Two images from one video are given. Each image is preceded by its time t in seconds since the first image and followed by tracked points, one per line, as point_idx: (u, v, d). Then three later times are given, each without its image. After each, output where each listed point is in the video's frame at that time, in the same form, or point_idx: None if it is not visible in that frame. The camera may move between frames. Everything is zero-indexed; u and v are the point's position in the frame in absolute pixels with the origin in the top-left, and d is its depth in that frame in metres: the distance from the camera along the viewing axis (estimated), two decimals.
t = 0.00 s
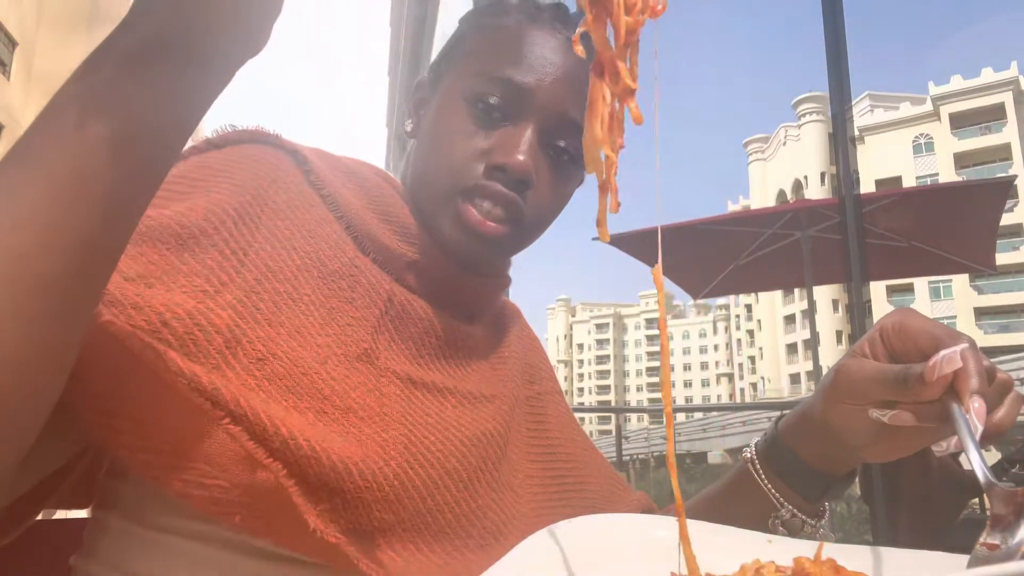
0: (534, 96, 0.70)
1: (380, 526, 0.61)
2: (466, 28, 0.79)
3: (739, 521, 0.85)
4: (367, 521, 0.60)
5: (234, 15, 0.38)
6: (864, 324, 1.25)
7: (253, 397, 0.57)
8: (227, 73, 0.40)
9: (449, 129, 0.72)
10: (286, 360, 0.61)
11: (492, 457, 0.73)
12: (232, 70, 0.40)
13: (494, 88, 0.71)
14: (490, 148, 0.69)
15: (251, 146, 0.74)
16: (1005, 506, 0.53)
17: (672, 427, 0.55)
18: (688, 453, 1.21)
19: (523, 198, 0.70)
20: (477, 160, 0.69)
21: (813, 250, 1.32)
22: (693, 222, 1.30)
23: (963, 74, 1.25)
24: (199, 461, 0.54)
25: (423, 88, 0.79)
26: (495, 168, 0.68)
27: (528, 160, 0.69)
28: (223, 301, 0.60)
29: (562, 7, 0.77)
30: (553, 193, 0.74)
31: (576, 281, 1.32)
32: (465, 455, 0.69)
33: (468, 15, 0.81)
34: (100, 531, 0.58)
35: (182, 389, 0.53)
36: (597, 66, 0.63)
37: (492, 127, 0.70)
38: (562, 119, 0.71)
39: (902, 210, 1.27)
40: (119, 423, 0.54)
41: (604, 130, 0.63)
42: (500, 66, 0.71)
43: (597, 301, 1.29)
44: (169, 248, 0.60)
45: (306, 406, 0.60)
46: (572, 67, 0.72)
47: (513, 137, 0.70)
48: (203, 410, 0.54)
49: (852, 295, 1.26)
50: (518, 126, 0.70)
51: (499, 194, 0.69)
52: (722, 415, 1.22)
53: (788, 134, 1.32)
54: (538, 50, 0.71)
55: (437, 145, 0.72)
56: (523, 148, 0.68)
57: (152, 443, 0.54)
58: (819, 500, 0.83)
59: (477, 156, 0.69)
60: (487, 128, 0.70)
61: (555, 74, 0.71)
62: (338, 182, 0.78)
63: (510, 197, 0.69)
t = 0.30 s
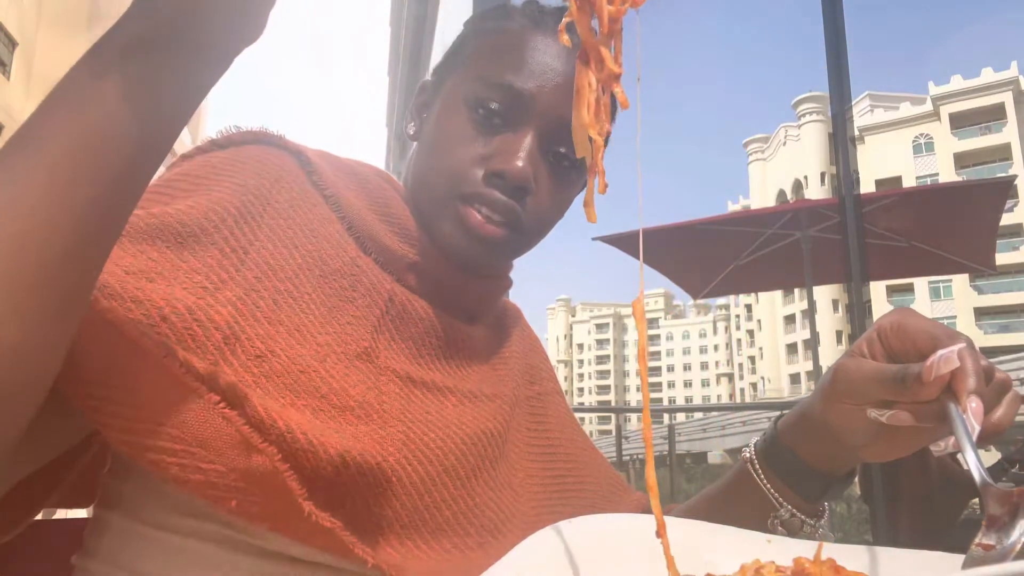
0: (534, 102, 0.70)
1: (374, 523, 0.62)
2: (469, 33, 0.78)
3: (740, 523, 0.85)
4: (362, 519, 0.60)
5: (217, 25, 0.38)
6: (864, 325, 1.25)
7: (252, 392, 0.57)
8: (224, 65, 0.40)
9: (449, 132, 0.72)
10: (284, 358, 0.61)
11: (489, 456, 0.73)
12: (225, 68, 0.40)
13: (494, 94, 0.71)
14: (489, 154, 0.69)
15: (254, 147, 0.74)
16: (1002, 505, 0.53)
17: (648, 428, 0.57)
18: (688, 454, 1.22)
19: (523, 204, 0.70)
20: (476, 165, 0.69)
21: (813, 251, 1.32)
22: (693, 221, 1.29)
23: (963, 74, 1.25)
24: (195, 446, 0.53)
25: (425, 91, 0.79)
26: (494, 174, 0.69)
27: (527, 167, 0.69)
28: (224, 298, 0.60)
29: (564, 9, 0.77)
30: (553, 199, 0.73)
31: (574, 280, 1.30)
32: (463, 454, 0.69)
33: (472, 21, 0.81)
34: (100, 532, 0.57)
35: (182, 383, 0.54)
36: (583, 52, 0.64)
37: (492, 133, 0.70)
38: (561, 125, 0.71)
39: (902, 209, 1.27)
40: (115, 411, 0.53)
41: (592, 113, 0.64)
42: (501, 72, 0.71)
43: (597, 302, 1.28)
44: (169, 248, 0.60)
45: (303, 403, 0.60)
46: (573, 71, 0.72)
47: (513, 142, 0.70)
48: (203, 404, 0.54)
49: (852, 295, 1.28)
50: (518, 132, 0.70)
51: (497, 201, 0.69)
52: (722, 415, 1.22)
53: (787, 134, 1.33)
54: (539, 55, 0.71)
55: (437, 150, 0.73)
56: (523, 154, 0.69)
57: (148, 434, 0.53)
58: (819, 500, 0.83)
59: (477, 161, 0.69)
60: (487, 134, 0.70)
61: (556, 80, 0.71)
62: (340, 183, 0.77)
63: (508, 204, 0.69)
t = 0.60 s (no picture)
0: (537, 104, 0.70)
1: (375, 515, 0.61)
2: (470, 33, 0.78)
3: (740, 523, 0.85)
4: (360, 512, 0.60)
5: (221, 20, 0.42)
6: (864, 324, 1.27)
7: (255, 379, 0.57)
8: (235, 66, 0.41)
9: (452, 133, 0.72)
10: (285, 349, 0.61)
11: (487, 450, 0.73)
12: (221, 63, 0.44)
13: (497, 96, 0.71)
14: (493, 155, 0.69)
15: (261, 144, 0.74)
16: (999, 500, 0.54)
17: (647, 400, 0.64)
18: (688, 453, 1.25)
19: (525, 207, 0.71)
20: (479, 167, 0.69)
21: (813, 249, 1.35)
22: (693, 220, 1.30)
23: (962, 74, 1.27)
24: (204, 417, 0.54)
25: (428, 91, 0.78)
26: (496, 176, 0.69)
27: (529, 168, 0.70)
28: (230, 286, 0.60)
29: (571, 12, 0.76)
30: (557, 201, 0.74)
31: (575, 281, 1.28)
32: (462, 447, 0.70)
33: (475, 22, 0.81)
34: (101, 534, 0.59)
35: (189, 365, 0.54)
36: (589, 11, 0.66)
37: (496, 134, 0.71)
38: (565, 128, 0.71)
39: (902, 209, 1.28)
40: (122, 391, 0.53)
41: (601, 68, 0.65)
42: (503, 74, 0.72)
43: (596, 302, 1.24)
44: (176, 235, 0.60)
45: (305, 394, 0.60)
46: (578, 74, 0.72)
47: (516, 144, 0.70)
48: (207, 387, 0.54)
49: (851, 295, 1.30)
50: (521, 134, 0.70)
51: (500, 203, 0.69)
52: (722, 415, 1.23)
53: (788, 134, 1.34)
54: (544, 58, 0.71)
55: (439, 151, 0.72)
56: (525, 157, 0.69)
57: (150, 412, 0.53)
58: (818, 499, 0.83)
59: (480, 163, 0.69)
60: (491, 135, 0.70)
61: (560, 83, 0.71)
62: (344, 182, 0.77)
63: (512, 206, 0.69)
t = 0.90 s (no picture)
0: (542, 102, 0.72)
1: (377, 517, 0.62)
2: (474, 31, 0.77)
3: (740, 523, 0.84)
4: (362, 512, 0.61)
5: (233, 20, 0.49)
6: (864, 324, 1.27)
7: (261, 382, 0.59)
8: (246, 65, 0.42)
9: (456, 130, 0.71)
10: (289, 353, 0.62)
11: (491, 449, 0.74)
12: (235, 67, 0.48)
13: (507, 92, 0.72)
14: (500, 152, 0.70)
15: (265, 144, 0.74)
16: (1002, 495, 0.54)
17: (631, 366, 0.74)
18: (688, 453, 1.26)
19: (532, 203, 0.73)
20: (485, 164, 0.70)
21: (813, 249, 1.32)
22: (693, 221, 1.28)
23: (962, 74, 1.24)
24: (212, 423, 0.55)
25: (432, 88, 0.76)
26: (503, 173, 0.70)
27: (536, 165, 0.72)
28: (236, 289, 0.62)
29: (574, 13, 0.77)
30: (562, 198, 0.75)
31: (577, 281, 1.29)
32: (465, 446, 0.70)
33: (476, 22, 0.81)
34: (103, 530, 0.59)
35: (196, 372, 0.56)
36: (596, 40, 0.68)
37: (504, 132, 0.71)
38: (570, 126, 0.73)
39: (903, 208, 1.28)
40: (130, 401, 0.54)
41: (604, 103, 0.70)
42: (510, 70, 0.72)
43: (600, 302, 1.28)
44: (183, 239, 0.61)
45: (309, 397, 0.62)
46: (582, 74, 0.74)
47: (522, 141, 0.72)
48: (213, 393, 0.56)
49: (852, 295, 1.31)
50: (528, 131, 0.72)
51: (507, 199, 0.71)
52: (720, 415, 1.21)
53: (788, 134, 1.34)
54: (547, 56, 0.73)
55: (444, 147, 0.72)
56: (532, 153, 0.71)
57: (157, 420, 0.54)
58: (818, 499, 0.84)
59: (487, 160, 0.70)
60: (497, 133, 0.71)
61: (565, 82, 0.73)
62: (345, 179, 0.77)
63: (519, 203, 0.72)
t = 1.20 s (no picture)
0: (549, 88, 0.69)
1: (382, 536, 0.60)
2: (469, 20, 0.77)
3: (739, 522, 0.85)
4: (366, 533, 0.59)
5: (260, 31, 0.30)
6: (864, 326, 1.26)
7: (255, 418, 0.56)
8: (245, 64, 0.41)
9: (463, 120, 0.71)
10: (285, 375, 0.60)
11: (490, 456, 0.73)
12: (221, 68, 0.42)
13: (512, 78, 0.70)
14: (507, 140, 0.68)
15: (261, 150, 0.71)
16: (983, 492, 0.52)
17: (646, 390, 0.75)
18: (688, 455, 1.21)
19: (540, 192, 0.70)
20: (495, 152, 0.68)
21: (813, 249, 1.34)
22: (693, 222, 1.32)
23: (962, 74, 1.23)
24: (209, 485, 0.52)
25: (431, 83, 0.78)
26: (515, 161, 0.68)
27: (547, 153, 0.69)
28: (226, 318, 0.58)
29: None
30: (569, 185, 0.73)
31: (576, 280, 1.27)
32: (466, 457, 0.69)
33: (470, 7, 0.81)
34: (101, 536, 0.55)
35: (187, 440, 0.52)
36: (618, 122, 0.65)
37: (511, 119, 0.69)
38: (577, 112, 0.70)
39: (903, 208, 1.29)
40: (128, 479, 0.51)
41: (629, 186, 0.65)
42: (514, 57, 0.70)
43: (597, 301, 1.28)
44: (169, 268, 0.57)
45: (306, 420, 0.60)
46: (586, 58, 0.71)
47: (530, 129, 0.69)
48: (206, 433, 0.52)
49: (852, 295, 1.30)
50: (535, 117, 0.69)
51: (514, 187, 0.68)
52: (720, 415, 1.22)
53: (788, 134, 1.32)
54: (548, 40, 0.70)
55: (450, 138, 0.71)
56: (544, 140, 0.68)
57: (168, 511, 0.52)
58: (818, 500, 0.83)
59: (495, 148, 0.68)
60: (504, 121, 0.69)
61: (572, 67, 0.70)
62: (345, 180, 0.77)
63: (526, 193, 0.68)
